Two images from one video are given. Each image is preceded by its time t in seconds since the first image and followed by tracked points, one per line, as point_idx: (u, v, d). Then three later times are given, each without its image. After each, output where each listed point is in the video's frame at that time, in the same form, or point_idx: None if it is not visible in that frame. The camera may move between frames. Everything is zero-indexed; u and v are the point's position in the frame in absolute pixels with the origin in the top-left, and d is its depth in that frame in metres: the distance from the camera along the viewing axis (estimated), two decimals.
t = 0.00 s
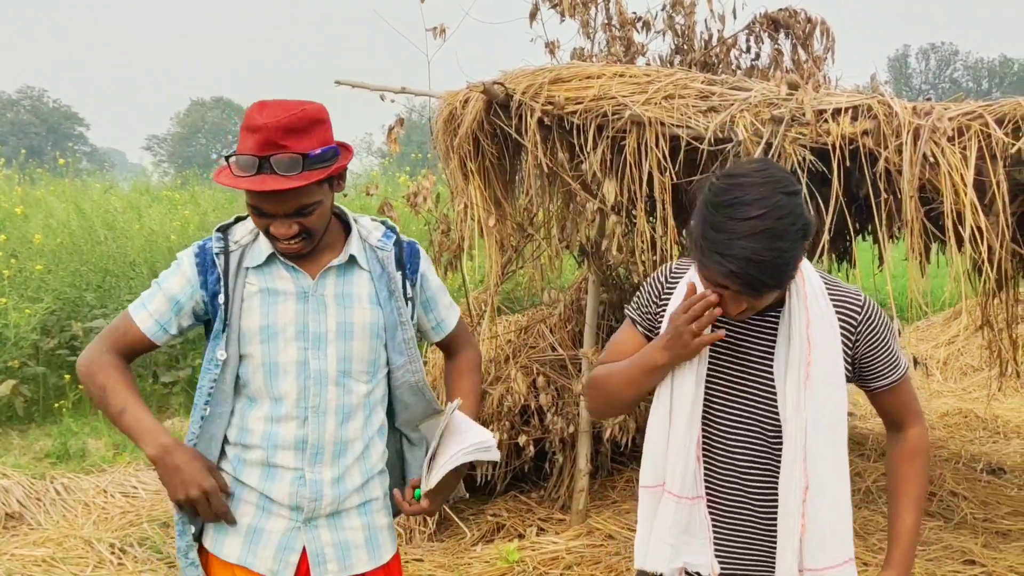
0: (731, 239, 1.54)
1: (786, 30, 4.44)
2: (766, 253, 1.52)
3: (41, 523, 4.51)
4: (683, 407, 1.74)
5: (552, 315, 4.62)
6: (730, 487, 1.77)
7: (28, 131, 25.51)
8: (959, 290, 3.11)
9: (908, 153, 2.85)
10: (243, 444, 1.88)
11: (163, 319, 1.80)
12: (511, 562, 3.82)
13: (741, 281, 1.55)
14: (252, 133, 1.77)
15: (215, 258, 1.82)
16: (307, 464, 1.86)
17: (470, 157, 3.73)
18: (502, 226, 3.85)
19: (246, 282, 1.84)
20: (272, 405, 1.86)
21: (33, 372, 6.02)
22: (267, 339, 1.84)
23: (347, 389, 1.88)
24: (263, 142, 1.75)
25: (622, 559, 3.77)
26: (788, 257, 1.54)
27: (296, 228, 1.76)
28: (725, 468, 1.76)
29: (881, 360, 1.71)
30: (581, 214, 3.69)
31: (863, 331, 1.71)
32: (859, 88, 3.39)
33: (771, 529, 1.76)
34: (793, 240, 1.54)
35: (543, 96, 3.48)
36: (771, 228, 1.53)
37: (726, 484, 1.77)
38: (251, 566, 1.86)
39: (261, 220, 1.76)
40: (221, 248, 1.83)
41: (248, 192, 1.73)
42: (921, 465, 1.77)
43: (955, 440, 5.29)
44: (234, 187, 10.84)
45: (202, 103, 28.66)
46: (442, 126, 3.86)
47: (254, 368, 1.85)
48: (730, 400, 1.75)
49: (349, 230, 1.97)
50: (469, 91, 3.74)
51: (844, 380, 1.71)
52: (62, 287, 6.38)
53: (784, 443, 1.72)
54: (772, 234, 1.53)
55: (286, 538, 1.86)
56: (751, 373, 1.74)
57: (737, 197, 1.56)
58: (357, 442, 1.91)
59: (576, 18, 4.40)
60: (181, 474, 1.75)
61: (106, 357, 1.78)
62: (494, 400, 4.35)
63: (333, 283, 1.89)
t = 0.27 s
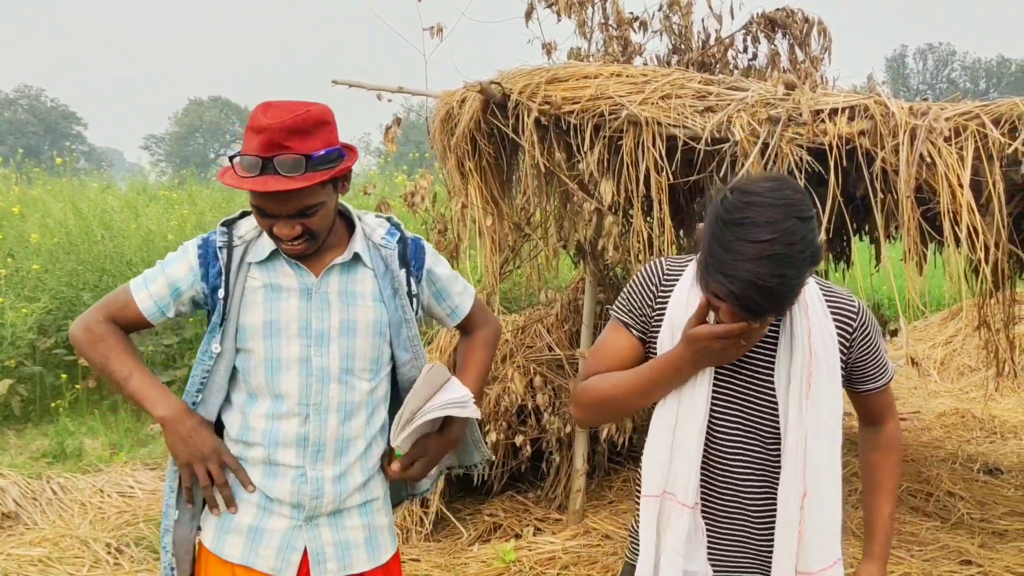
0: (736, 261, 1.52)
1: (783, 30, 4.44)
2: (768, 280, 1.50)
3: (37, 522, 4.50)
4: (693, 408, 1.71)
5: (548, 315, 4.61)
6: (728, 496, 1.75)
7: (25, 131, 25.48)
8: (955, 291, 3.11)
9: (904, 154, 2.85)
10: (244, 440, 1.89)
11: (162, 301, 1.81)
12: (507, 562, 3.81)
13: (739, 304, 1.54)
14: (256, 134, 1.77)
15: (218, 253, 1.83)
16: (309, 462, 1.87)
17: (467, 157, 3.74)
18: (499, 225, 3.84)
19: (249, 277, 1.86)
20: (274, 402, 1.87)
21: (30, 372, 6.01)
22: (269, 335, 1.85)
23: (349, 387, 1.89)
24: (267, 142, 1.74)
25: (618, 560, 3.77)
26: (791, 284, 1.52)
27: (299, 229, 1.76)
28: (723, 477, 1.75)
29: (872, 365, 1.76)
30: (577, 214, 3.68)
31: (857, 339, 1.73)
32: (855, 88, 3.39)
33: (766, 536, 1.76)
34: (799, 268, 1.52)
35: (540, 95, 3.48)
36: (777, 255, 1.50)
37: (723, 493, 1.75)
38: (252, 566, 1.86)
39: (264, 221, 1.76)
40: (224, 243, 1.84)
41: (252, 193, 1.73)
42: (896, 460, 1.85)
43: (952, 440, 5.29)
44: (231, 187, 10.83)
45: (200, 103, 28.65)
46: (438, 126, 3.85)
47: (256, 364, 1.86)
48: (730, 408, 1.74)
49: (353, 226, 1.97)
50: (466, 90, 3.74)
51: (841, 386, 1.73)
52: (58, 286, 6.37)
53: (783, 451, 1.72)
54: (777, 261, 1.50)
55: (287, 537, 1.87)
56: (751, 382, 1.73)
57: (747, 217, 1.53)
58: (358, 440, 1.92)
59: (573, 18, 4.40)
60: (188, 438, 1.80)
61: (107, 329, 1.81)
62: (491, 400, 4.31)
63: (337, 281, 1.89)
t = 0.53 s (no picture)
0: (802, 284, 1.46)
1: (780, 30, 4.44)
2: (846, 295, 1.47)
3: (32, 523, 4.49)
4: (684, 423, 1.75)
5: (546, 315, 4.61)
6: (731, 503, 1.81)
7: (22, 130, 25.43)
8: (951, 291, 3.12)
9: (901, 153, 2.85)
10: (243, 441, 1.88)
11: (162, 307, 1.81)
12: (504, 562, 3.81)
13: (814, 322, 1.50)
14: (271, 128, 1.78)
15: (216, 253, 1.83)
16: (308, 462, 1.86)
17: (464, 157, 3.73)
18: (496, 225, 3.84)
19: (247, 277, 1.85)
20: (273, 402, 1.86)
21: (26, 371, 5.99)
22: (269, 334, 1.84)
23: (349, 386, 1.89)
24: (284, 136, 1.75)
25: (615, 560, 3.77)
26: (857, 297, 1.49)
27: (316, 224, 1.79)
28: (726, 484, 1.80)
29: (867, 367, 1.85)
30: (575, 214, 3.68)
31: (855, 344, 1.81)
32: (852, 88, 3.39)
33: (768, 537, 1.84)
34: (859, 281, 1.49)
35: (537, 95, 3.47)
36: (842, 270, 1.46)
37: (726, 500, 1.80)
38: (252, 566, 1.85)
39: (280, 214, 1.78)
40: (223, 244, 1.84)
41: (271, 185, 1.73)
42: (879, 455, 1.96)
43: (949, 440, 5.30)
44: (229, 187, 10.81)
45: (197, 103, 28.61)
46: (436, 126, 3.85)
47: (255, 364, 1.86)
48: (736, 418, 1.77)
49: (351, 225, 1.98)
50: (463, 90, 3.74)
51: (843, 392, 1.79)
52: (54, 286, 6.35)
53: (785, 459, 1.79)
54: (846, 276, 1.47)
55: (287, 536, 1.86)
56: (758, 391, 1.76)
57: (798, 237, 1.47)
58: (358, 440, 1.92)
59: (570, 17, 4.40)
60: (191, 452, 1.83)
61: (106, 340, 1.81)
62: (488, 400, 4.29)
63: (337, 279, 1.89)
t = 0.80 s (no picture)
0: (796, 298, 1.46)
1: (779, 30, 4.44)
2: (833, 318, 1.46)
3: (30, 523, 4.48)
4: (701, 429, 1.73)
5: (544, 315, 4.61)
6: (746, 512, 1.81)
7: (20, 130, 25.41)
8: (949, 291, 3.11)
9: (899, 154, 2.85)
10: (245, 446, 1.87)
11: (160, 318, 1.79)
12: (502, 562, 3.81)
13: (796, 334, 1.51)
14: (285, 118, 1.79)
15: (213, 257, 1.82)
16: (312, 463, 1.86)
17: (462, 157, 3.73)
18: (494, 225, 3.84)
19: (245, 280, 1.84)
20: (274, 404, 1.85)
21: (24, 371, 5.98)
22: (270, 337, 1.83)
23: (350, 386, 1.90)
24: (303, 123, 1.77)
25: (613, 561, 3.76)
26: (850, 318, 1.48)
27: (335, 210, 1.83)
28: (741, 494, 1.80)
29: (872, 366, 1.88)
30: (573, 214, 3.68)
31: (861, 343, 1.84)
32: (851, 88, 3.39)
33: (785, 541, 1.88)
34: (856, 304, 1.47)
35: (536, 95, 3.47)
36: (838, 291, 1.44)
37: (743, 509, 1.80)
38: (256, 569, 1.85)
39: (301, 203, 1.80)
40: (219, 248, 1.83)
41: (295, 171, 1.76)
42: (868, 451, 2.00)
43: (947, 440, 5.30)
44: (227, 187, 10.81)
45: (196, 102, 28.59)
46: (434, 126, 3.84)
47: (255, 367, 1.84)
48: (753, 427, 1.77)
49: (348, 226, 1.99)
50: (461, 90, 3.73)
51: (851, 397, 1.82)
52: (52, 286, 6.34)
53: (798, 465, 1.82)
54: (839, 298, 1.45)
55: (292, 538, 1.86)
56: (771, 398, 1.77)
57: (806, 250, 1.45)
58: (359, 439, 1.93)
59: (569, 17, 4.39)
60: (191, 472, 1.82)
61: (104, 359, 1.79)
62: (486, 400, 4.29)
63: (336, 280, 1.90)
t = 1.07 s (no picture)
0: (848, 308, 1.46)
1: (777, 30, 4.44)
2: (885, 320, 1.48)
3: (28, 523, 4.47)
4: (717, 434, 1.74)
5: (542, 315, 4.61)
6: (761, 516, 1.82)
7: (18, 130, 25.40)
8: (948, 291, 3.12)
9: (898, 154, 2.85)
10: (244, 448, 1.86)
11: (156, 323, 1.78)
12: (501, 562, 3.81)
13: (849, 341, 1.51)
14: (295, 108, 1.83)
15: (210, 259, 1.81)
16: (313, 463, 1.86)
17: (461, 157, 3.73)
18: (493, 226, 3.84)
19: (243, 281, 1.84)
20: (273, 405, 1.85)
21: (21, 371, 5.97)
22: (269, 338, 1.83)
23: (349, 386, 1.90)
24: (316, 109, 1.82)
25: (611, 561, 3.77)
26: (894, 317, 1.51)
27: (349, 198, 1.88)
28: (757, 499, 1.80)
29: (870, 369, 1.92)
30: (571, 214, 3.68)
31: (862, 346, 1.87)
32: (849, 89, 3.39)
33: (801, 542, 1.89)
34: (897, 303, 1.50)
35: (534, 96, 3.47)
36: (883, 293, 1.46)
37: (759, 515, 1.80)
38: (258, 572, 1.84)
39: (318, 188, 1.83)
40: (216, 249, 1.83)
41: (314, 156, 1.81)
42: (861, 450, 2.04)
43: (945, 441, 5.30)
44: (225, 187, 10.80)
45: (194, 103, 28.58)
46: (432, 126, 3.84)
47: (254, 368, 1.84)
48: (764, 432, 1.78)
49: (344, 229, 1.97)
50: (459, 90, 3.73)
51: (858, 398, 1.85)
52: (50, 286, 6.34)
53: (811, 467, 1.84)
54: (886, 300, 1.47)
55: (292, 540, 1.85)
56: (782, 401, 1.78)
57: (846, 258, 1.46)
58: (359, 439, 1.93)
59: (566, 17, 4.40)
60: (190, 481, 1.81)
61: (101, 369, 1.77)
62: (484, 400, 4.30)
63: (334, 280, 1.91)
